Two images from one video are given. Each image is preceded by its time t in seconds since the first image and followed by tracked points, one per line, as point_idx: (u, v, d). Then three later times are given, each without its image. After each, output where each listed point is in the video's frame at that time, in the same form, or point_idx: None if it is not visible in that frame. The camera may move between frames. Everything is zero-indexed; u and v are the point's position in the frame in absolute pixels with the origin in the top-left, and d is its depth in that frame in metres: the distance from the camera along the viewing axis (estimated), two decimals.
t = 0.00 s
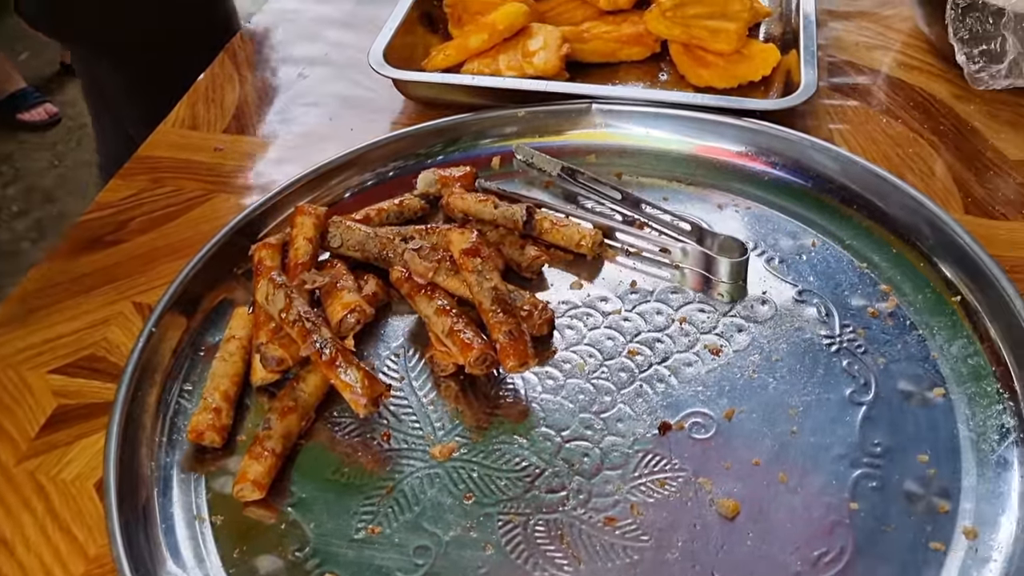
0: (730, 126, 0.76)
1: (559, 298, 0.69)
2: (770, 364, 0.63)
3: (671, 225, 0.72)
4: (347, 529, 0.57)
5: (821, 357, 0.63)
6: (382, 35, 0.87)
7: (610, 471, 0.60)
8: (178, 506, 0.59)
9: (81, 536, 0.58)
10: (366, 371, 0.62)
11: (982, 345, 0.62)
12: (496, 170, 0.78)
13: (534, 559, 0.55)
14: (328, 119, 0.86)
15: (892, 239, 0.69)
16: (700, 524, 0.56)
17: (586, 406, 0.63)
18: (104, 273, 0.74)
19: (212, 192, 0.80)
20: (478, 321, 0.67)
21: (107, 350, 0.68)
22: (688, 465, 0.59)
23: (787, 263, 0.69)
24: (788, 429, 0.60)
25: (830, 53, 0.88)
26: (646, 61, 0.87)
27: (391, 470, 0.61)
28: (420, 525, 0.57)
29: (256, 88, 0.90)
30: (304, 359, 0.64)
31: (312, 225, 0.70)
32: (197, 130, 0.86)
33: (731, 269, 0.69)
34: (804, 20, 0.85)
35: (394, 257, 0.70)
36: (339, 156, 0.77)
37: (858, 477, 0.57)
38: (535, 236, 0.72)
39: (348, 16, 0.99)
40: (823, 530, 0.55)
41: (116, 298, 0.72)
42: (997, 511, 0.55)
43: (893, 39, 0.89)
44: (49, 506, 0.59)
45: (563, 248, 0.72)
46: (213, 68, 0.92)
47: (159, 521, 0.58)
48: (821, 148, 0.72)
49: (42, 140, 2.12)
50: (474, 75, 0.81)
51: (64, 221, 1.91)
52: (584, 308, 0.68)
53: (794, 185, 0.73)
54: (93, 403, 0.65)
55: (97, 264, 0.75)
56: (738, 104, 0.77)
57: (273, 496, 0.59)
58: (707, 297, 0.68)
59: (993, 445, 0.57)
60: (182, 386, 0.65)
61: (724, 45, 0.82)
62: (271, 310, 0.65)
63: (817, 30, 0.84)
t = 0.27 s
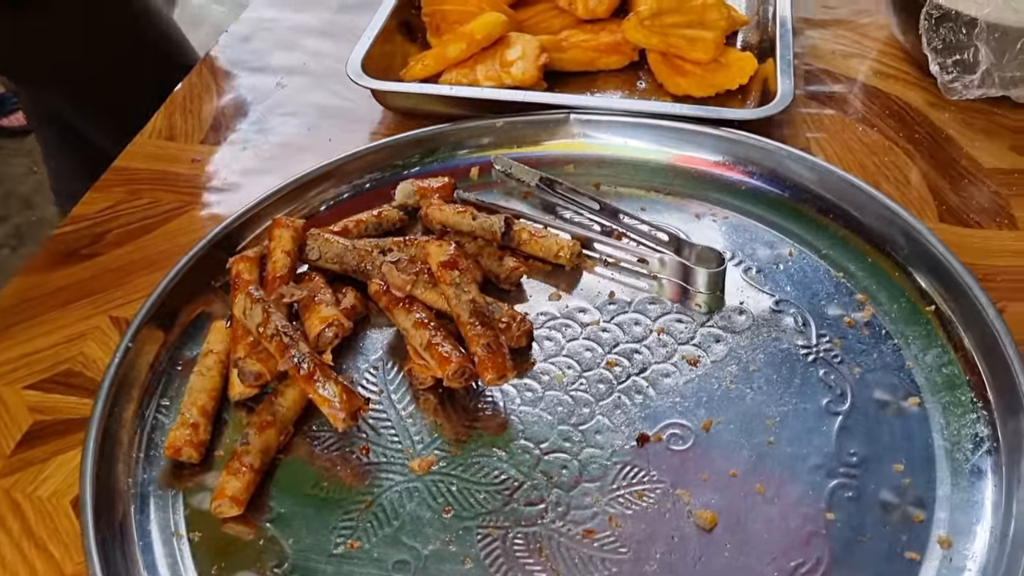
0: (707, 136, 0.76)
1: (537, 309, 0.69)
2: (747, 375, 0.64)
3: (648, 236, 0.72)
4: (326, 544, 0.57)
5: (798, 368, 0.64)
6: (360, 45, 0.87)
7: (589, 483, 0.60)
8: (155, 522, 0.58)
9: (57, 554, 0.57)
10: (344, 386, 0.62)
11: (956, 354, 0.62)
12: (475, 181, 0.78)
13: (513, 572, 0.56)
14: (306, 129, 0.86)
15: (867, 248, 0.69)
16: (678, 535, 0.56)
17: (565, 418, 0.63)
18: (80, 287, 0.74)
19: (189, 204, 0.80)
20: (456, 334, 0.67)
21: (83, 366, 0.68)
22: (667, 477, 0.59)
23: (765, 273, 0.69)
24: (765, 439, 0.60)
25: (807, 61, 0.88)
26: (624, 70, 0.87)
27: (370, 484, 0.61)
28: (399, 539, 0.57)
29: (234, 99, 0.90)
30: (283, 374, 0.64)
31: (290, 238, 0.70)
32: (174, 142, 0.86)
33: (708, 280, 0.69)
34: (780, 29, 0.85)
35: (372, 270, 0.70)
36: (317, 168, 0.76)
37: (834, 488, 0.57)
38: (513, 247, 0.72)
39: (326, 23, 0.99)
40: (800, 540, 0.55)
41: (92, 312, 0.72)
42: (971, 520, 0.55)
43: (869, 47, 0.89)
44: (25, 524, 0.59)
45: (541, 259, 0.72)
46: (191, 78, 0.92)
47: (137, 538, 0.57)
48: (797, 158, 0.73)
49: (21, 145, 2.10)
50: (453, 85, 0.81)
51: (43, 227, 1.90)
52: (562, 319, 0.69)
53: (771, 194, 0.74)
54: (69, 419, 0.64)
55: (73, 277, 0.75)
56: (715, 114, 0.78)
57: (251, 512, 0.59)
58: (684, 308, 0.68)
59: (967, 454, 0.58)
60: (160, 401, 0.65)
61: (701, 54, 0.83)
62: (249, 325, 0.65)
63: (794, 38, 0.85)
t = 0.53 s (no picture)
0: (707, 145, 0.78)
1: (541, 315, 0.71)
2: (747, 380, 0.65)
3: (649, 243, 0.73)
4: (336, 545, 0.58)
5: (797, 373, 0.65)
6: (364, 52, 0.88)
7: (593, 486, 0.61)
8: (168, 523, 0.59)
9: (71, 554, 0.58)
10: (354, 390, 0.63)
11: (950, 361, 0.64)
12: (478, 188, 0.79)
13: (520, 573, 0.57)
14: (310, 136, 0.87)
15: (864, 257, 0.71)
16: (681, 537, 0.58)
17: (569, 421, 0.65)
18: (89, 291, 0.75)
19: (196, 209, 0.80)
20: (463, 339, 0.69)
21: (93, 368, 0.69)
22: (669, 479, 0.61)
23: (764, 280, 0.71)
24: (765, 443, 0.62)
25: (804, 71, 0.90)
26: (624, 79, 0.88)
27: (379, 486, 0.62)
28: (408, 540, 0.59)
29: (238, 104, 0.91)
30: (292, 378, 0.65)
31: (298, 244, 0.71)
32: (180, 147, 0.87)
33: (709, 287, 0.70)
34: (778, 39, 0.87)
35: (379, 276, 0.71)
36: (323, 174, 0.78)
37: (833, 490, 0.59)
38: (518, 254, 0.73)
39: (328, 29, 1.00)
40: (800, 541, 0.57)
41: (101, 316, 0.73)
42: (965, 521, 0.57)
43: (865, 58, 0.91)
44: (38, 524, 0.60)
45: (545, 265, 0.73)
46: (197, 85, 0.93)
47: (150, 538, 0.58)
48: (795, 168, 0.74)
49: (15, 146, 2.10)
50: (456, 93, 0.82)
51: (39, 228, 1.90)
52: (566, 325, 0.70)
53: (769, 203, 0.75)
54: (80, 421, 0.65)
55: (81, 281, 0.75)
56: (715, 124, 0.79)
57: (262, 513, 0.60)
58: (685, 314, 0.70)
59: (961, 457, 0.59)
60: (170, 404, 0.66)
61: (701, 64, 0.84)
62: (258, 329, 0.66)
63: (791, 49, 0.86)
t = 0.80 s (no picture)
0: (712, 163, 0.80)
1: (552, 327, 0.72)
2: (752, 393, 0.67)
3: (657, 258, 0.75)
4: (353, 549, 0.60)
5: (801, 386, 0.67)
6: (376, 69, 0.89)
7: (603, 493, 0.63)
8: (188, 528, 0.61)
9: (93, 557, 0.59)
10: (371, 399, 0.65)
11: (950, 374, 0.66)
12: (489, 203, 0.81)
13: None
14: (323, 150, 0.89)
15: (866, 273, 0.73)
16: (690, 544, 0.59)
17: (580, 431, 0.66)
18: (108, 300, 0.76)
19: (212, 221, 0.82)
20: (475, 350, 0.71)
21: (113, 376, 0.70)
22: (678, 488, 0.62)
23: (768, 295, 0.73)
24: (770, 453, 0.64)
25: (806, 91, 0.92)
26: (630, 96, 0.90)
27: (394, 492, 0.63)
28: (424, 545, 0.60)
29: (252, 118, 0.93)
30: (310, 387, 0.67)
31: (314, 257, 0.73)
32: (196, 160, 0.89)
33: (715, 301, 0.72)
34: (781, 60, 0.89)
35: (394, 288, 0.73)
36: (338, 188, 0.79)
37: (836, 500, 0.61)
38: (528, 267, 0.75)
39: (339, 45, 1.01)
40: (805, 549, 0.58)
41: (120, 324, 0.74)
42: (965, 530, 0.58)
43: (865, 79, 0.94)
44: (61, 527, 0.61)
45: (555, 278, 0.75)
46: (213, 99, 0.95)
47: (172, 542, 0.60)
48: (799, 186, 0.76)
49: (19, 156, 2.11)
50: (468, 110, 0.84)
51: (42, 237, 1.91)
52: (576, 337, 0.72)
53: (773, 220, 0.77)
54: (100, 427, 0.67)
55: (100, 290, 0.77)
56: (721, 142, 0.81)
57: (281, 518, 0.61)
58: (692, 327, 0.71)
59: (961, 468, 0.61)
60: (190, 411, 0.67)
61: (706, 83, 0.86)
62: (277, 339, 0.68)
63: (794, 70, 0.89)
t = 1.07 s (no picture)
0: (709, 164, 0.81)
1: (552, 327, 0.73)
2: (750, 390, 0.68)
3: (655, 259, 0.76)
4: (360, 547, 0.61)
5: (798, 384, 0.68)
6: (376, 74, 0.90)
7: (605, 490, 0.64)
8: (197, 527, 0.61)
9: (103, 556, 0.60)
10: (376, 399, 0.66)
11: (944, 371, 0.67)
12: (489, 206, 0.82)
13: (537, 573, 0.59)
14: (324, 154, 0.90)
15: (860, 272, 0.74)
16: (690, 539, 0.60)
17: (581, 429, 0.67)
18: (114, 304, 0.77)
19: (215, 225, 0.83)
20: (478, 350, 0.72)
21: (120, 379, 0.71)
22: (678, 484, 0.63)
23: (764, 294, 0.74)
24: (768, 450, 0.65)
25: (799, 94, 0.94)
26: (626, 100, 0.91)
27: (400, 491, 0.64)
28: (430, 543, 0.61)
29: (253, 123, 0.94)
30: (316, 388, 0.68)
31: (318, 259, 0.75)
32: (198, 165, 0.89)
33: (713, 301, 0.73)
34: (775, 63, 0.90)
35: (397, 289, 0.74)
36: (340, 192, 0.80)
37: (833, 494, 0.62)
38: (528, 268, 0.76)
39: (338, 50, 1.02)
40: (803, 543, 0.60)
41: (126, 328, 0.75)
42: (960, 524, 0.59)
43: (858, 81, 0.95)
44: (72, 527, 0.62)
45: (555, 280, 0.76)
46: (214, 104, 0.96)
47: (182, 541, 0.61)
48: (794, 188, 0.78)
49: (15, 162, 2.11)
50: (467, 114, 0.86)
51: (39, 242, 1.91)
52: (576, 337, 0.73)
53: (769, 221, 0.78)
54: (109, 429, 0.68)
55: (105, 294, 0.78)
56: (717, 144, 0.82)
57: (288, 517, 0.62)
58: (690, 326, 0.72)
59: (955, 463, 0.62)
60: (197, 413, 0.68)
61: (701, 86, 0.87)
62: (282, 340, 0.69)
63: (788, 73, 0.90)
